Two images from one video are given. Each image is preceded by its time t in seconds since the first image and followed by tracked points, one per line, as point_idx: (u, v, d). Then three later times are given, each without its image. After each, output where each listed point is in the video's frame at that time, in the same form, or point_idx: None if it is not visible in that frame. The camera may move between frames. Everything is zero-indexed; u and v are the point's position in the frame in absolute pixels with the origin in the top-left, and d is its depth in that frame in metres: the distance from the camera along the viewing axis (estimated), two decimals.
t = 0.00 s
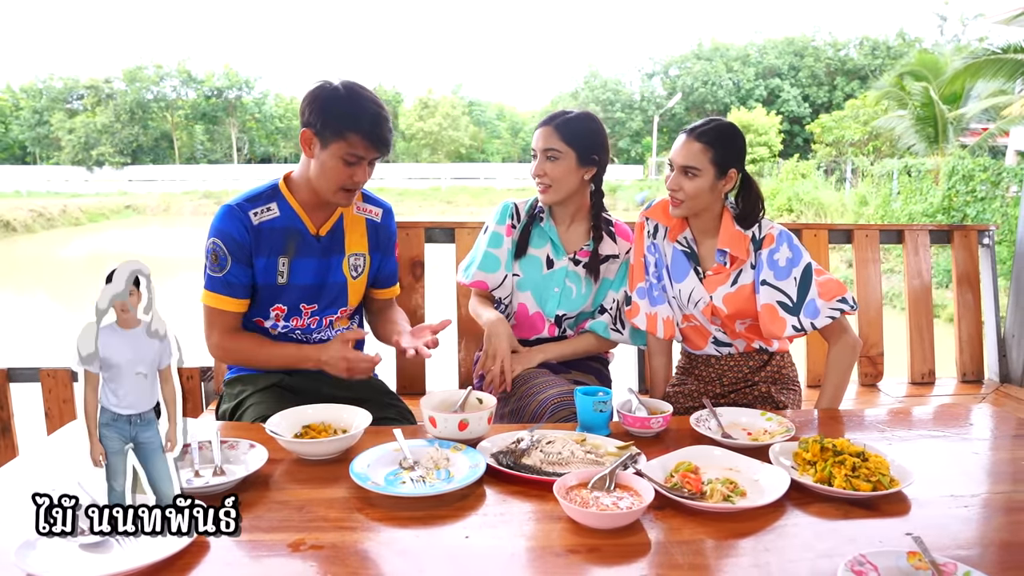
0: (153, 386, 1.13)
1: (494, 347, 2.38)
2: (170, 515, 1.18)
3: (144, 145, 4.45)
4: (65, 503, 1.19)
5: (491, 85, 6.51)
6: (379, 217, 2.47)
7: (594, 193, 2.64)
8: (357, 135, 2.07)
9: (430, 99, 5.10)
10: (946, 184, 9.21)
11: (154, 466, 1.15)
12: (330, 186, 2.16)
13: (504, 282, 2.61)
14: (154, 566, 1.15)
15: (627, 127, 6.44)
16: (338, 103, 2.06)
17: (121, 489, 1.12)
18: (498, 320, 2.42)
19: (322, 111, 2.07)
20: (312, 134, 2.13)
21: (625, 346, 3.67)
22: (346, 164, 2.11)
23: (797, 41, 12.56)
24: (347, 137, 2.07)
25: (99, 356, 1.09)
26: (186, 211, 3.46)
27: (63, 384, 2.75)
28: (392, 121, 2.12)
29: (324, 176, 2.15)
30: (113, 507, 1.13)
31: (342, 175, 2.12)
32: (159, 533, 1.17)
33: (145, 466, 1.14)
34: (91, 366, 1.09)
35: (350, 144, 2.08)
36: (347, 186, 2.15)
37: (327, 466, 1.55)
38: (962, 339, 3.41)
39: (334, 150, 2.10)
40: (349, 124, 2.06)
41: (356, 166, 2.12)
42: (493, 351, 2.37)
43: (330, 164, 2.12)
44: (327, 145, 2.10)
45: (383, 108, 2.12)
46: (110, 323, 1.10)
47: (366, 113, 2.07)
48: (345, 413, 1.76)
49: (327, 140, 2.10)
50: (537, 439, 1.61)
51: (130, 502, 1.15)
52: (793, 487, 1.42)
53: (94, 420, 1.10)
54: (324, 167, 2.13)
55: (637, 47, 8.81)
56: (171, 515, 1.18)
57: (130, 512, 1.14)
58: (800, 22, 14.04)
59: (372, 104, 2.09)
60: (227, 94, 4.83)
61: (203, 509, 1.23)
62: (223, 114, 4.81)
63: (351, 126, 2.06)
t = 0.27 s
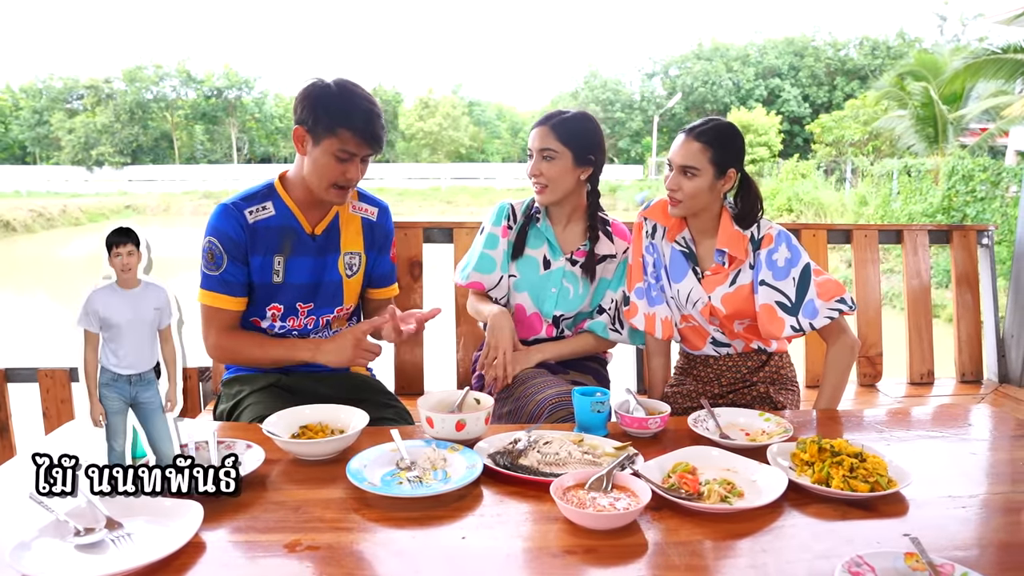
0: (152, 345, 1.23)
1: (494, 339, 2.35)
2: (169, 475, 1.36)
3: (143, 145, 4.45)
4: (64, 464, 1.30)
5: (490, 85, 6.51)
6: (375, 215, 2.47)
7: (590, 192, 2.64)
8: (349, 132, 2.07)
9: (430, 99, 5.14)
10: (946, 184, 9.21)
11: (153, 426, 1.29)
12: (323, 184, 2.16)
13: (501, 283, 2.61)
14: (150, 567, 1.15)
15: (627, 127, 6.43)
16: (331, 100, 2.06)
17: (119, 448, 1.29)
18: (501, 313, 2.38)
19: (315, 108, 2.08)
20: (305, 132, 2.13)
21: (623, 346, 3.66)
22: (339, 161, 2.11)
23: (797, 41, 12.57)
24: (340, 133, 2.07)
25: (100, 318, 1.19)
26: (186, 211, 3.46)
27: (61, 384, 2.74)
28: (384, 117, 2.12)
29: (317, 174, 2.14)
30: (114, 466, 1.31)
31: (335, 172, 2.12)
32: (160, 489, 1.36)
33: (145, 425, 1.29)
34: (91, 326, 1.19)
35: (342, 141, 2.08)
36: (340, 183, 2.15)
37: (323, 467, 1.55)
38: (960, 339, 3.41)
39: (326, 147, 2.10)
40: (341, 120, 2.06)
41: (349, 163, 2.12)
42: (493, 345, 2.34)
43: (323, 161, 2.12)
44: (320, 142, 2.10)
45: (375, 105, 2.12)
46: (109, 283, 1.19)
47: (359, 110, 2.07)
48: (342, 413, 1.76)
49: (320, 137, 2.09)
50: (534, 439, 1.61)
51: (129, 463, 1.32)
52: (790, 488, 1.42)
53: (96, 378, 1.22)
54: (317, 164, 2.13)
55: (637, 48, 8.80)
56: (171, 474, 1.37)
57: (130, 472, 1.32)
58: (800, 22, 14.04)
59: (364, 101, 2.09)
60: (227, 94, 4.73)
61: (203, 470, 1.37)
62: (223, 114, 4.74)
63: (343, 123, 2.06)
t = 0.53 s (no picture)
0: (152, 364, 1.18)
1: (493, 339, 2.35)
2: (169, 495, 1.24)
3: (143, 145, 4.46)
4: (64, 483, 1.22)
5: (491, 85, 6.52)
6: (372, 215, 2.47)
7: (586, 192, 2.64)
8: (345, 130, 2.07)
9: (430, 99, 5.27)
10: (946, 184, 9.21)
11: (154, 444, 1.22)
12: (318, 182, 2.16)
13: (499, 283, 2.60)
14: (147, 567, 1.14)
15: (627, 126, 6.44)
16: (325, 98, 2.06)
17: (121, 468, 1.20)
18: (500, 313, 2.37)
19: (309, 106, 2.07)
20: (300, 130, 2.13)
21: (623, 346, 3.66)
22: (334, 159, 2.11)
23: (797, 41, 12.58)
24: (334, 131, 2.07)
25: (98, 337, 1.13)
26: (186, 211, 3.47)
27: (60, 384, 2.73)
28: (379, 115, 2.12)
29: (313, 172, 2.14)
30: (114, 486, 1.20)
31: (330, 170, 2.12)
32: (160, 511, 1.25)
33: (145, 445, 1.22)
34: (91, 346, 1.13)
35: (337, 139, 2.08)
36: (336, 181, 2.15)
37: (322, 466, 1.54)
38: (961, 339, 3.40)
39: (322, 145, 2.10)
40: (336, 119, 2.06)
41: (344, 161, 2.12)
42: (491, 344, 2.34)
43: (319, 160, 2.12)
44: (315, 140, 2.10)
45: (370, 103, 2.12)
46: (108, 302, 1.13)
47: (354, 108, 2.07)
48: (341, 413, 1.75)
49: (315, 135, 2.09)
50: (533, 439, 1.61)
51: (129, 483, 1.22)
52: (790, 488, 1.42)
53: (96, 400, 1.15)
54: (313, 163, 2.13)
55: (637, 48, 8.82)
56: (171, 495, 1.24)
57: (130, 492, 1.22)
58: (800, 22, 14.05)
59: (359, 99, 2.09)
60: (227, 95, 4.76)
61: (204, 489, 1.27)
62: (223, 114, 4.79)
63: (339, 121, 2.06)
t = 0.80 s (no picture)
0: (153, 373, 1.16)
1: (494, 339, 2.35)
2: (169, 504, 1.19)
3: (144, 145, 4.47)
4: (64, 493, 1.17)
5: (491, 85, 6.52)
6: (372, 214, 2.47)
7: (585, 191, 2.64)
8: (342, 125, 2.09)
9: (432, 99, 5.29)
10: (947, 184, 9.22)
11: (153, 453, 1.18)
12: (316, 178, 2.17)
13: (500, 284, 2.61)
14: (147, 566, 1.14)
15: (627, 126, 6.45)
16: (322, 94, 2.08)
17: (121, 477, 1.14)
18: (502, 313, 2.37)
19: (306, 103, 2.10)
20: (296, 127, 2.14)
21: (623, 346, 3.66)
22: (332, 154, 2.12)
23: (797, 41, 12.60)
24: (332, 127, 2.09)
25: (99, 346, 1.11)
26: (186, 211, 3.48)
27: (62, 383, 2.75)
28: (375, 110, 2.14)
29: (311, 168, 2.15)
30: (113, 496, 1.14)
31: (329, 166, 2.13)
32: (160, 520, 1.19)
33: (144, 454, 1.17)
34: (91, 355, 1.11)
35: (335, 134, 2.10)
36: (334, 177, 2.16)
37: (323, 466, 1.54)
38: (961, 339, 3.40)
39: (319, 141, 2.11)
40: (333, 114, 2.08)
41: (342, 157, 2.13)
42: (492, 344, 2.35)
43: (316, 156, 2.13)
44: (313, 136, 2.12)
45: (366, 98, 2.14)
46: (108, 310, 1.11)
47: (350, 103, 2.09)
48: (342, 413, 1.75)
49: (312, 131, 2.11)
50: (533, 439, 1.61)
51: (129, 491, 1.15)
52: (790, 488, 1.42)
53: (94, 409, 1.12)
54: (311, 159, 2.14)
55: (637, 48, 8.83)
56: (171, 504, 1.19)
57: (130, 501, 1.15)
58: (801, 22, 14.07)
59: (355, 94, 2.11)
60: (227, 94, 4.94)
61: (203, 498, 1.25)
62: (224, 114, 4.88)
63: (336, 116, 2.08)
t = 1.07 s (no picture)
0: (153, 375, 1.16)
1: (497, 339, 2.34)
2: (169, 506, 1.20)
3: (145, 145, 4.47)
4: (64, 495, 1.21)
5: (492, 85, 6.52)
6: (373, 213, 2.47)
7: (592, 192, 2.64)
8: (341, 123, 2.10)
9: (434, 99, 5.17)
10: (949, 184, 9.21)
11: (153, 456, 1.17)
12: (317, 177, 2.17)
13: (502, 282, 2.61)
14: (149, 566, 1.14)
15: (629, 127, 6.44)
16: (319, 93, 2.09)
17: (120, 480, 1.14)
18: (505, 312, 2.36)
19: (304, 102, 2.10)
20: (295, 127, 2.15)
21: (625, 346, 3.66)
22: (332, 152, 2.13)
23: (798, 41, 12.61)
24: (331, 125, 2.10)
25: (99, 349, 1.11)
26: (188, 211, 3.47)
27: (64, 383, 2.75)
28: (374, 108, 2.15)
29: (311, 168, 2.16)
30: (114, 498, 1.15)
31: (329, 164, 2.13)
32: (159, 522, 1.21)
33: (144, 456, 1.16)
34: (91, 357, 1.11)
35: (334, 132, 2.11)
36: (334, 175, 2.16)
37: (325, 465, 1.55)
38: (963, 339, 3.41)
39: (319, 140, 2.12)
40: (331, 112, 2.09)
41: (342, 155, 2.14)
42: (495, 344, 2.34)
43: (316, 154, 2.14)
44: (312, 135, 2.12)
45: (364, 96, 2.15)
46: (108, 313, 1.11)
47: (350, 101, 2.10)
48: (344, 413, 1.76)
49: (312, 130, 2.12)
50: (535, 439, 1.61)
51: (129, 494, 1.16)
52: (792, 488, 1.42)
53: (95, 411, 1.13)
54: (310, 159, 2.14)
55: (639, 48, 8.83)
56: (171, 506, 1.20)
57: (130, 503, 1.17)
58: (802, 22, 14.06)
59: (353, 93, 2.12)
60: (229, 94, 4.93)
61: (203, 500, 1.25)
62: (226, 114, 4.89)
63: (334, 114, 2.09)
